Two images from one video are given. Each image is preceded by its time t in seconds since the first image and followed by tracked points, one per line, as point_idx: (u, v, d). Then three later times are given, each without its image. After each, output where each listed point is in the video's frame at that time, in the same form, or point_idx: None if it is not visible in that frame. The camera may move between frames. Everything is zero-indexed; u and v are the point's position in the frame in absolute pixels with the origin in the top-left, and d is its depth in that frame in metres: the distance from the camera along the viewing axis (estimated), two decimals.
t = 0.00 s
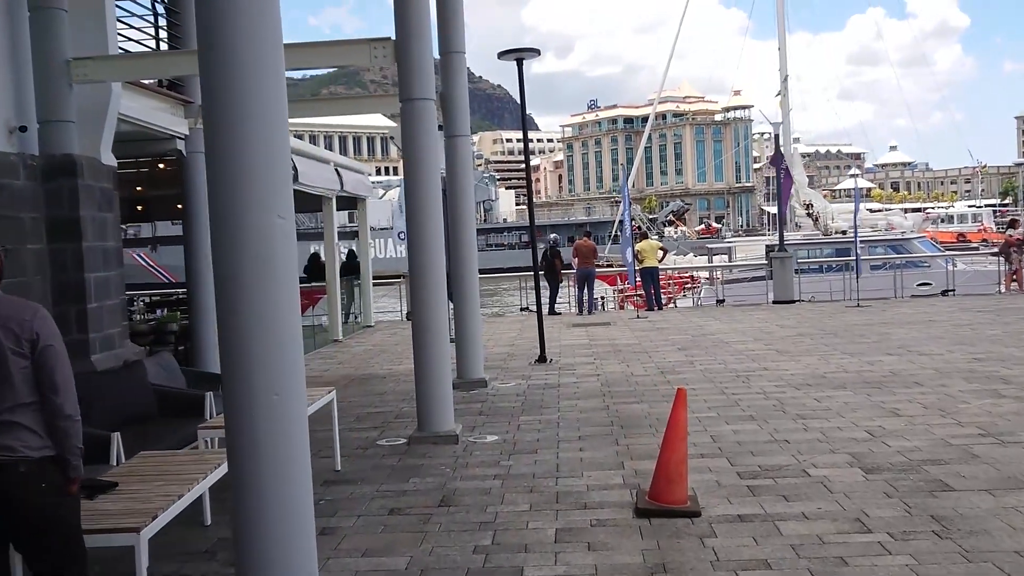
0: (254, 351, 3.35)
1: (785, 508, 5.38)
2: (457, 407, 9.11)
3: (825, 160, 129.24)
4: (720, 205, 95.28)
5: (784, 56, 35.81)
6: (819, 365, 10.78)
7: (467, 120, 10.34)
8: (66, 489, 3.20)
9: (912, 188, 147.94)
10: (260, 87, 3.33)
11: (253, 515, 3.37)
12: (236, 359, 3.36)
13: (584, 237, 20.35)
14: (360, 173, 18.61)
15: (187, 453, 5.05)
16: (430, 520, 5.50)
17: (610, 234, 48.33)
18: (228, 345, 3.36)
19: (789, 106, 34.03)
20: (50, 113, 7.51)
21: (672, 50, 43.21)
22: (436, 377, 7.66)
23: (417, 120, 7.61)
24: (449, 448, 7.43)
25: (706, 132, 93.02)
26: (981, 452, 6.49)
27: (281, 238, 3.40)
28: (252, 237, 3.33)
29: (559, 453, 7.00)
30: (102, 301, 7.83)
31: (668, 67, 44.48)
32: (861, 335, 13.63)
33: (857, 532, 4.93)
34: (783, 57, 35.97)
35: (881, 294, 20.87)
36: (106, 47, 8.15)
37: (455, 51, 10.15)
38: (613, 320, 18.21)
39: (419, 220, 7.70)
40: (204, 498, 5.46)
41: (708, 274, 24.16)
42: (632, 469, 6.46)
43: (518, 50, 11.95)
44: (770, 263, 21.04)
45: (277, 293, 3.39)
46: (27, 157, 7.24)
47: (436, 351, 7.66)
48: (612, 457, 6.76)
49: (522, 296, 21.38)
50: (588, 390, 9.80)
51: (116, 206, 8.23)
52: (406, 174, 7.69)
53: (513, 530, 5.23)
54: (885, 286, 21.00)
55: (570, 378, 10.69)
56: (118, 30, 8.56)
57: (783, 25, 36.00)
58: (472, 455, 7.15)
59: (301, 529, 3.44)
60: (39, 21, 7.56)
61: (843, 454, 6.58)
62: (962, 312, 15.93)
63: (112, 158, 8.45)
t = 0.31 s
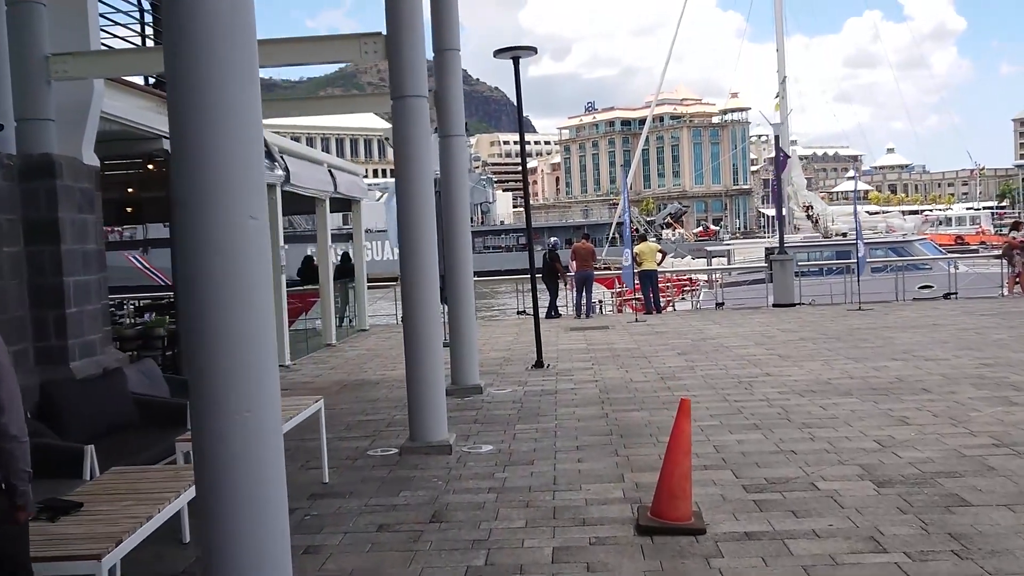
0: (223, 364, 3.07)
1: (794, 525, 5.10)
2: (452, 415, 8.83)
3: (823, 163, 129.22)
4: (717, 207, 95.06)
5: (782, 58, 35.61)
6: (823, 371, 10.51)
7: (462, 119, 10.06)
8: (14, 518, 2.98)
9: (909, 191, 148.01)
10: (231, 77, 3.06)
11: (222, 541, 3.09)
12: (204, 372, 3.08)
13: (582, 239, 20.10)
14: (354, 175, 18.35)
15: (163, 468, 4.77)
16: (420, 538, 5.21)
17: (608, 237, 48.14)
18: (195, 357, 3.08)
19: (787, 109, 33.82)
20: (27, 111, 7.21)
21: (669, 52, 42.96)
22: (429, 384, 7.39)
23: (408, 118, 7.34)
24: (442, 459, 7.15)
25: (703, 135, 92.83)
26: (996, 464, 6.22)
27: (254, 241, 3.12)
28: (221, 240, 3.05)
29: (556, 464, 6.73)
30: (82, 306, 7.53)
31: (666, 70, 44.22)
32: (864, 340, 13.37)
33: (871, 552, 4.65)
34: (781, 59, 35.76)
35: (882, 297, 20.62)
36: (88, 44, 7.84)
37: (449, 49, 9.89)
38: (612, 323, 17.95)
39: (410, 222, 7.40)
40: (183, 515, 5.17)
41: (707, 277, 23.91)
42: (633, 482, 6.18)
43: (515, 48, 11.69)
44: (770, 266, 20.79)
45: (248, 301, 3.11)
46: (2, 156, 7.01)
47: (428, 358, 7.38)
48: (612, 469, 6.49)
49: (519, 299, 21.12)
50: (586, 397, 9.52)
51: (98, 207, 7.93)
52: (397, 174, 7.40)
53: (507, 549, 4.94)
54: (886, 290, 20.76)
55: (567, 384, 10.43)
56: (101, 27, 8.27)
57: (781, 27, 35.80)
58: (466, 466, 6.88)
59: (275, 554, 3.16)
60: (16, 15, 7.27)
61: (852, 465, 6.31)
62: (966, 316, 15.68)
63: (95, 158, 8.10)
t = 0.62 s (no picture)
0: (179, 380, 2.78)
1: (803, 544, 4.81)
2: (444, 423, 8.53)
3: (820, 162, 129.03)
4: (715, 207, 94.80)
5: (780, 57, 35.35)
6: (826, 376, 10.23)
7: (455, 117, 9.79)
8: None
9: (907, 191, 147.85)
10: (189, 65, 2.76)
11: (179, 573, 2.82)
12: (158, 391, 2.78)
13: (579, 240, 19.82)
14: (347, 175, 18.04)
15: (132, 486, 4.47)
16: (407, 558, 4.92)
17: (606, 237, 47.87)
18: (148, 373, 2.78)
19: (785, 108, 33.56)
20: None
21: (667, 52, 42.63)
22: (418, 391, 7.09)
23: (396, 115, 7.05)
24: (433, 471, 6.86)
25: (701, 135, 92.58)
26: (1012, 476, 5.93)
27: (214, 246, 2.83)
28: (176, 245, 2.76)
29: (552, 476, 6.44)
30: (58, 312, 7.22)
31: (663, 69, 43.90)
32: (867, 342, 13.09)
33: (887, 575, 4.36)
34: (779, 58, 35.50)
35: (883, 298, 20.35)
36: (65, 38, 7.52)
37: (442, 44, 9.61)
38: (610, 325, 17.66)
39: (399, 221, 7.09)
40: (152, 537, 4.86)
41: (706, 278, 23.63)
42: (632, 495, 5.90)
43: (509, 45, 11.41)
44: (769, 267, 20.51)
45: (208, 312, 2.81)
46: None
47: (418, 364, 7.08)
48: (609, 482, 6.21)
49: (515, 301, 20.82)
50: (583, 403, 9.22)
51: (76, 209, 7.62)
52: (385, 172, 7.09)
53: (499, 571, 4.65)
54: (887, 290, 20.49)
55: (564, 389, 10.14)
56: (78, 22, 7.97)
57: (779, 26, 35.54)
58: (457, 479, 6.58)
59: None
60: None
61: (862, 478, 6.03)
62: (971, 318, 15.40)
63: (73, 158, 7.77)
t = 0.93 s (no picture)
0: (129, 394, 2.51)
1: (819, 564, 4.50)
2: (437, 430, 8.19)
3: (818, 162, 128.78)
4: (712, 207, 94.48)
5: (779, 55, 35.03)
6: (832, 380, 9.91)
7: (449, 111, 9.45)
8: None
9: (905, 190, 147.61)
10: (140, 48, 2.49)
11: None
12: (103, 407, 2.51)
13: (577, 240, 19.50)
14: (341, 173, 17.70)
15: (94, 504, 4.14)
16: None
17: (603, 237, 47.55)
18: (92, 387, 2.52)
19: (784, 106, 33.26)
20: None
21: (665, 51, 42.28)
22: (409, 397, 6.76)
23: (386, 108, 6.69)
24: (425, 481, 6.54)
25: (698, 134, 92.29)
26: None
27: (166, 246, 2.56)
28: (123, 245, 2.49)
29: (549, 488, 6.12)
30: (33, 314, 6.87)
31: (660, 68, 43.54)
32: (872, 345, 12.78)
33: None
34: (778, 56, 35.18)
35: (885, 299, 20.04)
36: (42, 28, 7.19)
37: (435, 37, 9.31)
38: (608, 327, 17.34)
39: (389, 219, 6.75)
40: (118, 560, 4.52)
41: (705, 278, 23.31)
42: (635, 509, 5.58)
43: (506, 39, 11.09)
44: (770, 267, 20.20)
45: (159, 318, 2.54)
46: None
47: (409, 369, 6.76)
48: (610, 494, 5.89)
49: (512, 301, 20.49)
50: (582, 409, 8.89)
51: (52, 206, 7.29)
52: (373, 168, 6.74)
53: None
54: (890, 290, 20.19)
55: (561, 394, 9.82)
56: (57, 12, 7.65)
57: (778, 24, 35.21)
58: (450, 490, 6.25)
59: None
60: None
61: (876, 490, 5.72)
62: (976, 319, 15.09)
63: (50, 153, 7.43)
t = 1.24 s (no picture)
0: (78, 414, 2.23)
1: None
2: (432, 438, 7.90)
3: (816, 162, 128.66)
4: (710, 207, 94.25)
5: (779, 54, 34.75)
6: (839, 384, 9.63)
7: (445, 107, 9.17)
8: None
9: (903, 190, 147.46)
10: (89, 25, 2.23)
11: None
12: (48, 428, 2.23)
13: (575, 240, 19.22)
14: (336, 172, 17.40)
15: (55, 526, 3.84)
16: None
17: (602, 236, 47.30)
18: (34, 406, 2.23)
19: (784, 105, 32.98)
20: None
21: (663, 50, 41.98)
22: (402, 405, 6.47)
23: (376, 102, 6.38)
24: (418, 493, 6.25)
25: (696, 134, 92.04)
26: None
27: (116, 247, 2.28)
28: (69, 246, 2.22)
29: (548, 501, 5.83)
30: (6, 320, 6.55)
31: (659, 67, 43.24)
32: (878, 347, 12.49)
33: None
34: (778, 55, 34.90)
35: (888, 300, 19.77)
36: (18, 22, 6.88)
37: (429, 31, 9.06)
38: (607, 328, 17.06)
39: (381, 220, 6.44)
40: None
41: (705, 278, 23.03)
42: (638, 524, 5.30)
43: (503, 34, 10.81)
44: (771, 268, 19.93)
45: (109, 328, 2.26)
46: None
47: (402, 375, 6.46)
48: (612, 508, 5.61)
49: (510, 302, 20.21)
50: (582, 415, 8.60)
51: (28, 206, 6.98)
52: (364, 165, 6.44)
53: None
54: (892, 292, 19.91)
55: (560, 398, 9.54)
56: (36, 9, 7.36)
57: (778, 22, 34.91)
58: (444, 503, 5.96)
59: None
60: None
61: (892, 504, 5.43)
62: (982, 320, 14.82)
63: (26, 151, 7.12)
